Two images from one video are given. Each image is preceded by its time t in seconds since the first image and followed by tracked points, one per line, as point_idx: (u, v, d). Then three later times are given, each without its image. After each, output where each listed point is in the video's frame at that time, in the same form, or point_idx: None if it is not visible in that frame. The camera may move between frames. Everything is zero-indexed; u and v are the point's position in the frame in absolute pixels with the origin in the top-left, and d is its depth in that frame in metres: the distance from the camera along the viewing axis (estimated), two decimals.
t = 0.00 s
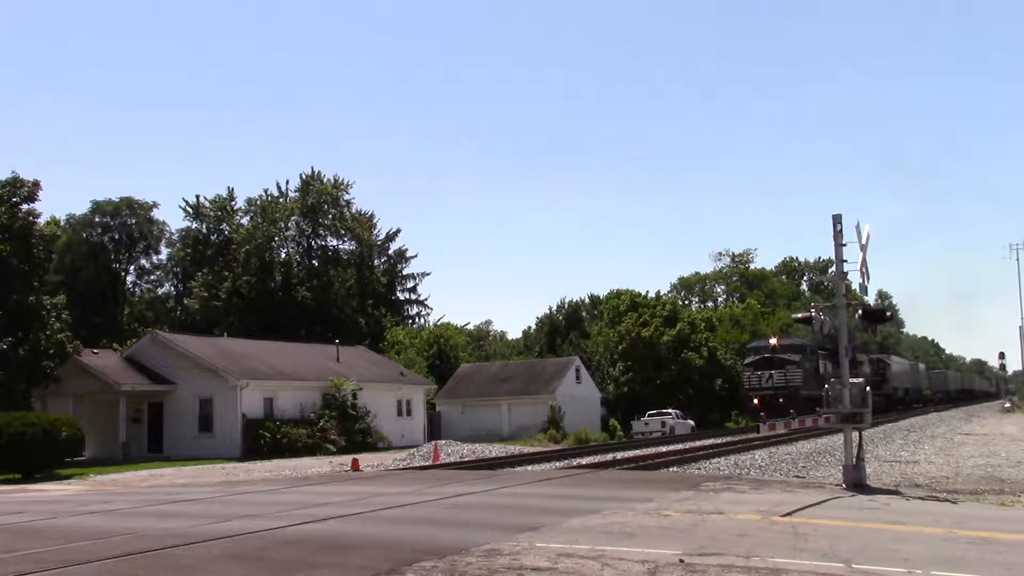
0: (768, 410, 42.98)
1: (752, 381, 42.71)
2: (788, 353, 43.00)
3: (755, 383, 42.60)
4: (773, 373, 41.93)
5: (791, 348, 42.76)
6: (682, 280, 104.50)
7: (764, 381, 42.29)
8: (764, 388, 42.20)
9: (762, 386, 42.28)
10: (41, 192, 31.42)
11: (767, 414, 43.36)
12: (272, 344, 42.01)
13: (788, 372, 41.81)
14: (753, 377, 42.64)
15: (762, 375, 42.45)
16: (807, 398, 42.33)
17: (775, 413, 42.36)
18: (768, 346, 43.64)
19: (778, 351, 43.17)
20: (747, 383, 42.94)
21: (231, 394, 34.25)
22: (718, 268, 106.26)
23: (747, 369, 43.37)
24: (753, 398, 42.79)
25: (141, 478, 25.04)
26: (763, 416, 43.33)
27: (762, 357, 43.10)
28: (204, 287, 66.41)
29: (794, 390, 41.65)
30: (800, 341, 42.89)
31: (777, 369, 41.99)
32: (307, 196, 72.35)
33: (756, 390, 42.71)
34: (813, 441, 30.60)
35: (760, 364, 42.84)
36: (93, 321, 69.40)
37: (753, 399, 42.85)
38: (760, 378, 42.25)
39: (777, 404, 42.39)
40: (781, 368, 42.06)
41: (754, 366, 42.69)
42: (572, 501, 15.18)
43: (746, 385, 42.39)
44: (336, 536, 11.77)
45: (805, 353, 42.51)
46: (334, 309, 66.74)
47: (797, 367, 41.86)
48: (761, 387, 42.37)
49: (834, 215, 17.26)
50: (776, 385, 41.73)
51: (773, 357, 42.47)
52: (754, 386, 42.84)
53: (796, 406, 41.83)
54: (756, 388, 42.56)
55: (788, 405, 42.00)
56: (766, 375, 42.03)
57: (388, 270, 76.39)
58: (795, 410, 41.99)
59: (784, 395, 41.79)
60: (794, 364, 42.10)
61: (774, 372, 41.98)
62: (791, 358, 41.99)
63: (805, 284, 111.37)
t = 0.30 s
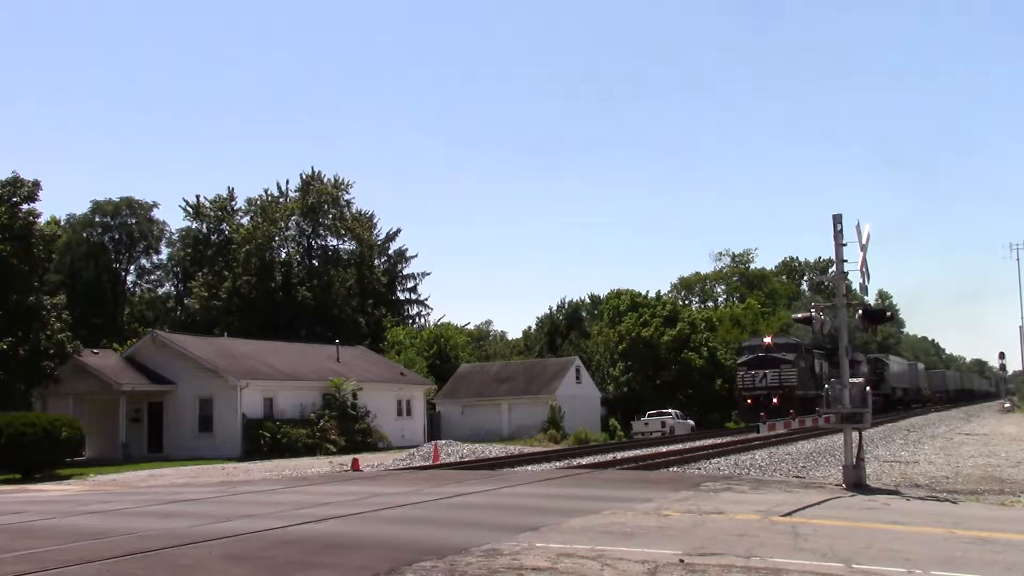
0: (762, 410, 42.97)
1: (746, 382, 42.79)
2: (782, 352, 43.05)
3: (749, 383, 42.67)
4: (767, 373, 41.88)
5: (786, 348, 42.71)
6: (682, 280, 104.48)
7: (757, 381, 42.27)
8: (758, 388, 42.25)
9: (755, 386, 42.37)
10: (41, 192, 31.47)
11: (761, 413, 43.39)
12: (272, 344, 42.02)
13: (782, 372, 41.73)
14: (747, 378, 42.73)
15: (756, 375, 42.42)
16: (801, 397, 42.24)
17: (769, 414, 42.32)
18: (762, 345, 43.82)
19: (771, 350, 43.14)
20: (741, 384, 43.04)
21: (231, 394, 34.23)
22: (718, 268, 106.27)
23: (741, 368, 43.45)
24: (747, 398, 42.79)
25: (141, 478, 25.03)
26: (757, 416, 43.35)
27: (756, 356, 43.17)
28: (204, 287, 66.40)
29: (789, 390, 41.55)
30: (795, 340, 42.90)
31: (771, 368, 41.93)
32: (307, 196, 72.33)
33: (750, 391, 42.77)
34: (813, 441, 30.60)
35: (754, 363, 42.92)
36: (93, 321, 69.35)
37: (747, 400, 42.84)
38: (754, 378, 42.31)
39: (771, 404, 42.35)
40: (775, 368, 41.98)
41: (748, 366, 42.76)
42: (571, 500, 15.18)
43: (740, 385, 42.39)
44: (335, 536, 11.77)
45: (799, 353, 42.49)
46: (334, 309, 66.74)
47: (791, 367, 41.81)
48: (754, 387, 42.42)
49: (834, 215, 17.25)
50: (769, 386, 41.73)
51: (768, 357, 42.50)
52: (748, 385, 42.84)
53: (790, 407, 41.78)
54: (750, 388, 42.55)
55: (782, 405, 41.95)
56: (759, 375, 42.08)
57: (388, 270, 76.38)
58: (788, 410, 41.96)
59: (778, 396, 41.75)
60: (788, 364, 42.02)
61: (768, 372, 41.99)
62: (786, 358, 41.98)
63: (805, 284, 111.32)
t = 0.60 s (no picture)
0: (756, 409, 42.92)
1: (739, 381, 42.75)
2: (775, 351, 42.97)
3: (741, 383, 42.65)
4: (760, 372, 41.85)
5: (779, 347, 42.66)
6: (682, 280, 104.49)
7: (751, 380, 42.27)
8: (751, 388, 42.23)
9: (749, 386, 42.34)
10: (41, 192, 31.46)
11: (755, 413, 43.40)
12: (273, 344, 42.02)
13: (776, 371, 41.66)
14: (740, 377, 42.71)
15: (749, 374, 42.44)
16: (794, 397, 42.18)
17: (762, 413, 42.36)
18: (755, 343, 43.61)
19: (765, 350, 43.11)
20: (733, 383, 43.01)
21: (231, 394, 34.22)
22: (719, 268, 106.27)
23: (734, 367, 43.28)
24: (739, 398, 42.84)
25: (141, 477, 25.02)
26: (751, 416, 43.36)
27: (749, 355, 42.99)
28: (204, 287, 66.40)
29: (782, 390, 41.53)
30: (789, 339, 42.84)
31: (765, 368, 41.87)
32: (307, 196, 72.32)
33: (742, 390, 42.77)
34: (813, 441, 30.59)
35: (747, 363, 42.76)
36: (93, 321, 69.36)
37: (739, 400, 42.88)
38: (747, 378, 42.27)
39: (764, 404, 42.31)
40: (769, 367, 41.93)
41: (741, 365, 42.66)
42: (571, 501, 15.18)
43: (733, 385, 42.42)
44: (335, 536, 11.76)
45: (793, 353, 42.44)
46: (334, 309, 66.72)
47: (785, 366, 41.72)
48: (747, 387, 42.40)
49: (834, 215, 17.25)
50: (763, 385, 41.68)
51: (761, 356, 42.38)
52: (741, 385, 42.90)
53: (782, 406, 41.83)
54: (743, 387, 42.59)
55: (775, 405, 41.95)
56: (752, 375, 42.07)
57: (388, 270, 76.36)
58: (781, 409, 42.00)
59: (771, 396, 41.72)
60: (782, 363, 41.97)
61: (762, 372, 41.89)
62: (779, 357, 41.87)
63: (805, 284, 111.29)
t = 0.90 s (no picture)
0: (750, 409, 43.07)
1: (733, 381, 42.95)
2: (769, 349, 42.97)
3: (735, 382, 42.89)
4: (754, 372, 42.04)
5: (774, 346, 42.66)
6: (682, 280, 104.52)
7: (745, 380, 42.48)
8: (744, 387, 42.52)
9: (742, 385, 42.58)
10: (41, 192, 31.48)
11: (750, 412, 43.52)
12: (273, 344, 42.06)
13: (770, 370, 41.78)
14: (734, 377, 42.94)
15: (742, 374, 42.64)
16: (789, 397, 42.25)
17: (757, 413, 42.51)
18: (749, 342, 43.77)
19: (759, 348, 43.12)
20: (727, 383, 43.28)
21: (231, 394, 34.23)
22: (719, 268, 106.32)
23: (728, 367, 43.49)
24: (733, 398, 43.01)
25: (141, 477, 25.04)
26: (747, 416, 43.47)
27: (743, 354, 43.20)
28: (204, 287, 66.41)
29: (776, 390, 41.61)
30: (783, 338, 42.78)
31: (758, 367, 42.01)
32: (307, 196, 72.32)
33: (736, 391, 43.05)
34: (813, 441, 30.61)
35: (741, 362, 42.93)
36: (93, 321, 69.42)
37: (733, 400, 43.05)
38: (740, 377, 42.54)
39: (759, 404, 42.49)
40: (762, 367, 42.05)
41: (734, 365, 42.87)
42: (571, 501, 15.18)
43: (726, 385, 42.63)
44: (335, 536, 11.78)
45: (788, 351, 42.37)
46: (334, 309, 66.74)
47: (778, 365, 41.79)
48: (741, 386, 42.70)
49: (833, 216, 17.25)
50: (756, 385, 41.92)
51: (754, 356, 42.57)
52: (734, 385, 43.11)
53: (777, 406, 41.89)
54: (737, 388, 42.79)
55: (768, 405, 42.09)
56: (745, 374, 42.29)
57: (388, 270, 76.33)
58: (776, 409, 42.07)
59: (765, 396, 41.89)
60: (776, 362, 42.02)
61: (755, 371, 42.11)
62: (772, 357, 41.93)
63: (805, 284, 111.29)
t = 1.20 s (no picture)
0: (743, 410, 42.97)
1: (725, 381, 42.78)
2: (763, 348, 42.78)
3: (727, 382, 42.75)
4: (746, 372, 41.95)
5: (767, 345, 42.48)
6: (682, 280, 104.58)
7: (737, 380, 42.39)
8: (737, 388, 42.36)
9: (735, 385, 42.43)
10: (41, 192, 31.48)
11: (742, 413, 43.35)
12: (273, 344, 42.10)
13: (763, 370, 41.67)
14: (726, 377, 42.78)
15: (735, 374, 42.51)
16: (783, 397, 42.14)
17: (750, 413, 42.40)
18: (743, 341, 43.65)
19: (752, 347, 42.93)
20: (720, 384, 43.12)
21: (231, 394, 34.24)
22: (718, 268, 106.38)
23: (720, 367, 43.36)
24: (726, 398, 42.90)
25: (141, 477, 25.04)
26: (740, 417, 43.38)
27: (735, 354, 43.08)
28: (204, 287, 66.40)
29: (769, 390, 41.50)
30: (777, 337, 42.53)
31: (751, 367, 41.93)
32: (307, 196, 72.33)
33: (728, 391, 42.88)
34: (813, 441, 30.60)
35: (733, 361, 42.79)
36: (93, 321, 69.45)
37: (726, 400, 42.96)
38: (733, 377, 42.39)
39: (751, 404, 42.35)
40: (755, 367, 41.95)
41: (727, 364, 42.76)
42: (571, 501, 15.18)
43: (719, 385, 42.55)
44: (335, 536, 11.77)
45: (781, 350, 42.15)
46: (334, 309, 66.73)
47: (772, 365, 41.65)
48: (733, 387, 42.55)
49: (834, 215, 17.24)
50: (749, 385, 41.79)
51: (747, 355, 42.43)
52: (726, 385, 42.98)
53: (771, 406, 41.78)
54: (730, 388, 42.72)
55: (761, 406, 42.01)
56: (738, 374, 42.15)
57: (388, 270, 76.32)
58: (769, 409, 41.96)
59: (757, 396, 41.78)
60: (769, 362, 41.87)
61: (749, 371, 42.00)
62: (766, 356, 41.81)
63: (805, 283, 111.28)
